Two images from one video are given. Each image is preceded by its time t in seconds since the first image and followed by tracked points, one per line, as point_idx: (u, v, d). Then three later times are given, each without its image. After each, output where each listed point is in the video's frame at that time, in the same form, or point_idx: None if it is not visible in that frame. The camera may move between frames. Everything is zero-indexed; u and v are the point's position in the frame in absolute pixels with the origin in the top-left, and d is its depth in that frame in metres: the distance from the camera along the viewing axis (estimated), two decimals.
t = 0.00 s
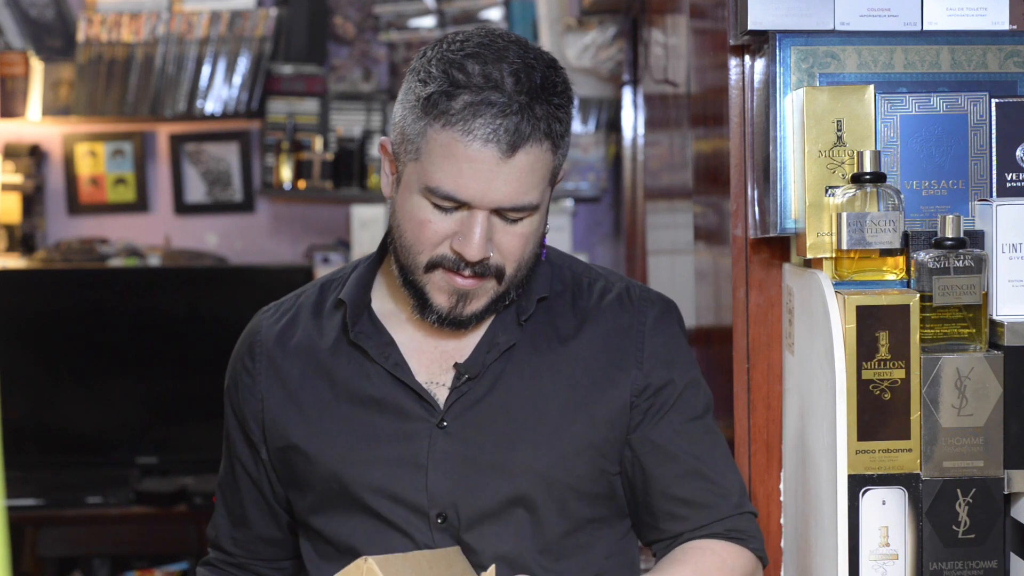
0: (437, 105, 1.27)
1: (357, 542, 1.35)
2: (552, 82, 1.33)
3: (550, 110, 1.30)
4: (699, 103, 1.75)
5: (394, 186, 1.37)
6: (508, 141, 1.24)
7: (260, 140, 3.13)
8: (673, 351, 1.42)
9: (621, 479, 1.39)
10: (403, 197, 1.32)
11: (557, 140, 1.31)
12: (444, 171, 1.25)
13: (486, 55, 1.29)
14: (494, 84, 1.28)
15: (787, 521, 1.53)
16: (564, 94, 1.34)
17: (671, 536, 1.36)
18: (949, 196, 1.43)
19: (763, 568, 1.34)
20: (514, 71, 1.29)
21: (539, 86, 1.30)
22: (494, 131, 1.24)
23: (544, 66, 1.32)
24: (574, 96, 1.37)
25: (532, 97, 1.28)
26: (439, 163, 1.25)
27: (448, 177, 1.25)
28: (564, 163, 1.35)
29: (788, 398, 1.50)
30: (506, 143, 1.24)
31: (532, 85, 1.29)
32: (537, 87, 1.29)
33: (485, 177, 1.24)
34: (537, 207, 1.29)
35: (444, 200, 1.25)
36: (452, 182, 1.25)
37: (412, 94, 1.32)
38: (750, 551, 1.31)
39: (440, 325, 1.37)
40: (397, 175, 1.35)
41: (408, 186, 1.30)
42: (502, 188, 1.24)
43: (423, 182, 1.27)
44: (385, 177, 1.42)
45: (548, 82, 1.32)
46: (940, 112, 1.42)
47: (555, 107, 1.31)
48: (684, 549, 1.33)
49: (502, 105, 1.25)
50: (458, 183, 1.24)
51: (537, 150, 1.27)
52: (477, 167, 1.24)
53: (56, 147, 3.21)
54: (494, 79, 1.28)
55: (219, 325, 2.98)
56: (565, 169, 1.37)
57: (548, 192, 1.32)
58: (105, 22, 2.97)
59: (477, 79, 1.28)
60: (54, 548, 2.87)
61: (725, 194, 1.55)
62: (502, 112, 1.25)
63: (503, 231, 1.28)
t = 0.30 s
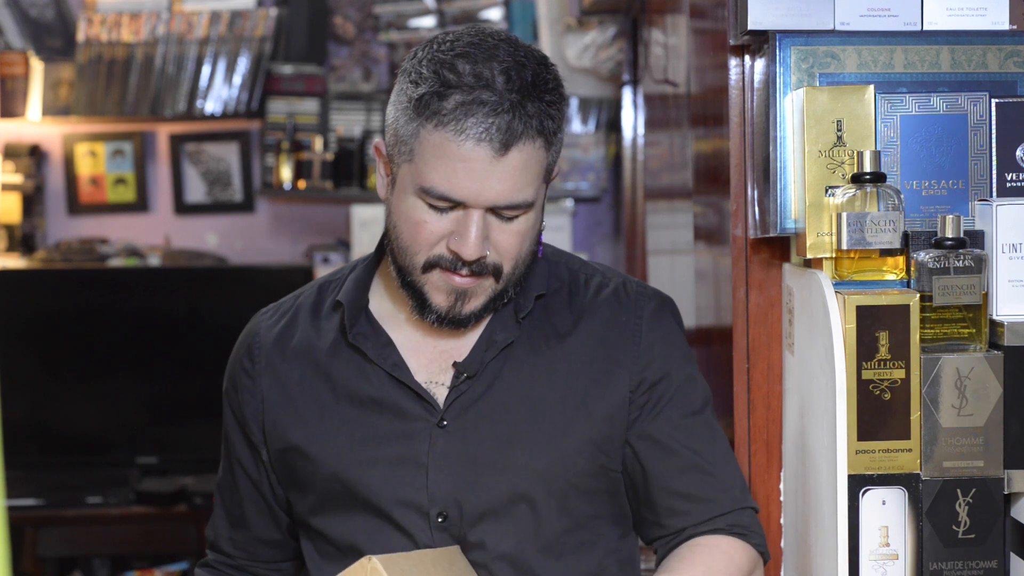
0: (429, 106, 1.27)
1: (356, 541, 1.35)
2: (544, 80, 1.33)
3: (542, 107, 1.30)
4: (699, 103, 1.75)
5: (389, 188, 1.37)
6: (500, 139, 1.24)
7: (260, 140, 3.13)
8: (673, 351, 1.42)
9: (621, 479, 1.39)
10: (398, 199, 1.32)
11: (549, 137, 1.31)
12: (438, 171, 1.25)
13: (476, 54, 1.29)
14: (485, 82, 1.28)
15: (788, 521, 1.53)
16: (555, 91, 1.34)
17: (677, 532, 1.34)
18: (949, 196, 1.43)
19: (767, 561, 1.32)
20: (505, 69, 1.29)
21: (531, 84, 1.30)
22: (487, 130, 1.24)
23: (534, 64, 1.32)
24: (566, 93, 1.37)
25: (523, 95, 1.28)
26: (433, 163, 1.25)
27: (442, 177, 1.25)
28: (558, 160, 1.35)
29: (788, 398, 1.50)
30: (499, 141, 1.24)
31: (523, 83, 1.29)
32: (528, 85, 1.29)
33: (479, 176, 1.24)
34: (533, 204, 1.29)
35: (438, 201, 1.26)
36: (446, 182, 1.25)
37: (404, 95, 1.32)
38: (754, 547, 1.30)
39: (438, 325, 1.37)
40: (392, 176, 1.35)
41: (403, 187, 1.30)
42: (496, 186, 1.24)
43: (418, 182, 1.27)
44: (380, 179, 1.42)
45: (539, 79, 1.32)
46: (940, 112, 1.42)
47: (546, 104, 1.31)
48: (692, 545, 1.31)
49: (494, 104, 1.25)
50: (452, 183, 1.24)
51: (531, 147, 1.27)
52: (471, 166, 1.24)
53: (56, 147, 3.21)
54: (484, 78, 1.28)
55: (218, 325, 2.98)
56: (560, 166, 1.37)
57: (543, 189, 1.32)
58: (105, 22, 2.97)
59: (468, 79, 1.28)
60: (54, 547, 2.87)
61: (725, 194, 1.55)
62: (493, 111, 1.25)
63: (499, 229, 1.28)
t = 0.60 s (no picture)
0: (425, 110, 1.27)
1: (356, 541, 1.35)
2: (540, 81, 1.32)
3: (538, 110, 1.30)
4: (699, 103, 1.75)
5: (387, 191, 1.37)
6: (497, 143, 1.24)
7: (260, 140, 3.13)
8: (673, 351, 1.42)
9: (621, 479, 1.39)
10: (395, 203, 1.32)
11: (546, 139, 1.31)
12: (435, 175, 1.25)
13: (471, 57, 1.29)
14: (481, 86, 1.28)
15: (788, 521, 1.53)
16: (551, 92, 1.34)
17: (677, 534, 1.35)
18: (949, 196, 1.43)
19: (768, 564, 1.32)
20: (500, 72, 1.29)
21: (527, 87, 1.30)
22: (483, 134, 1.24)
23: (530, 66, 1.32)
24: (563, 94, 1.37)
25: (519, 98, 1.28)
26: (430, 168, 1.25)
27: (439, 181, 1.25)
28: (556, 161, 1.35)
29: (788, 398, 1.50)
30: (495, 146, 1.24)
31: (519, 85, 1.29)
32: (524, 88, 1.29)
33: (476, 181, 1.24)
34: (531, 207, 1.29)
35: (436, 205, 1.26)
36: (443, 186, 1.25)
37: (400, 99, 1.32)
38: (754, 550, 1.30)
39: (438, 327, 1.37)
40: (389, 180, 1.35)
41: (400, 191, 1.30)
42: (494, 190, 1.24)
43: (415, 187, 1.27)
44: (378, 182, 1.42)
45: (535, 82, 1.32)
46: (940, 112, 1.42)
47: (543, 106, 1.31)
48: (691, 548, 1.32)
49: (490, 108, 1.25)
50: (449, 187, 1.25)
51: (527, 150, 1.27)
52: (468, 170, 1.24)
53: (56, 147, 3.21)
54: (480, 81, 1.28)
55: (218, 325, 2.98)
56: (557, 167, 1.37)
57: (541, 191, 1.32)
58: (105, 22, 2.97)
59: (464, 82, 1.28)
60: (54, 547, 2.87)
61: (725, 194, 1.55)
62: (490, 115, 1.25)
63: (497, 233, 1.28)
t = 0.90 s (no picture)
0: (425, 115, 1.27)
1: (356, 542, 1.35)
2: (540, 84, 1.32)
3: (539, 113, 1.29)
4: (699, 103, 1.75)
5: (387, 194, 1.37)
6: (499, 148, 1.24)
7: (260, 140, 3.13)
8: (672, 351, 1.42)
9: (620, 479, 1.39)
10: (396, 206, 1.32)
11: (547, 141, 1.31)
12: (437, 180, 1.25)
13: (471, 61, 1.29)
14: (482, 90, 1.28)
15: (788, 521, 1.53)
16: (552, 95, 1.34)
17: (679, 534, 1.35)
18: (949, 196, 1.43)
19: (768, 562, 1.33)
20: (501, 76, 1.29)
21: (528, 90, 1.30)
22: (485, 139, 1.24)
23: (530, 68, 1.32)
24: (563, 96, 1.37)
25: (520, 101, 1.28)
26: (431, 173, 1.25)
27: (440, 186, 1.25)
28: (557, 163, 1.35)
29: (788, 398, 1.50)
30: (497, 150, 1.24)
31: (519, 89, 1.29)
32: (525, 91, 1.29)
33: (478, 185, 1.24)
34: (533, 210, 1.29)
35: (437, 209, 1.26)
36: (444, 191, 1.25)
37: (400, 103, 1.32)
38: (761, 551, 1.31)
39: (439, 330, 1.37)
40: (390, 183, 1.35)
41: (401, 196, 1.30)
42: (496, 195, 1.24)
43: (416, 191, 1.27)
44: (378, 184, 1.42)
45: (536, 84, 1.32)
46: (940, 112, 1.42)
47: (543, 109, 1.30)
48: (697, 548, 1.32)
49: (491, 112, 1.25)
50: (451, 192, 1.24)
51: (529, 154, 1.27)
52: (470, 175, 1.24)
53: (56, 147, 3.21)
54: (481, 85, 1.28)
55: (218, 325, 2.98)
56: (558, 169, 1.37)
57: (543, 194, 1.32)
58: (105, 22, 2.97)
59: (465, 86, 1.28)
60: (54, 547, 2.87)
61: (725, 194, 1.55)
62: (491, 120, 1.25)
63: (499, 236, 1.28)
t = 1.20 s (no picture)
0: (428, 117, 1.27)
1: (356, 542, 1.35)
2: (543, 85, 1.32)
3: (542, 115, 1.29)
4: (699, 103, 1.76)
5: (389, 196, 1.37)
6: (502, 150, 1.24)
7: (260, 140, 3.13)
8: (673, 351, 1.42)
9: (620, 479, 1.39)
10: (398, 208, 1.32)
11: (550, 143, 1.31)
12: (440, 182, 1.25)
13: (474, 62, 1.29)
14: (485, 92, 1.28)
15: (788, 521, 1.53)
16: (555, 96, 1.34)
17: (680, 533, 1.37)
18: (949, 196, 1.43)
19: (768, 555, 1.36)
20: (504, 77, 1.29)
21: (530, 92, 1.30)
22: (488, 141, 1.23)
23: (533, 70, 1.32)
24: (566, 97, 1.37)
25: (523, 103, 1.28)
26: (434, 175, 1.25)
27: (443, 188, 1.25)
28: (559, 165, 1.35)
29: (788, 398, 1.50)
30: (500, 152, 1.24)
31: (522, 90, 1.29)
32: (528, 93, 1.29)
33: (481, 187, 1.24)
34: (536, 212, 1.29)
35: (440, 212, 1.26)
36: (447, 193, 1.25)
37: (403, 105, 1.32)
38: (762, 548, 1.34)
39: (441, 331, 1.37)
40: (392, 184, 1.35)
41: (403, 198, 1.30)
42: (500, 197, 1.24)
43: (419, 193, 1.27)
44: (379, 185, 1.42)
45: (539, 86, 1.32)
46: (940, 112, 1.42)
47: (546, 111, 1.30)
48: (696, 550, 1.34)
49: (494, 115, 1.25)
50: (454, 194, 1.24)
51: (532, 156, 1.27)
52: (473, 178, 1.24)
53: (56, 147, 3.21)
54: (483, 87, 1.28)
55: (218, 325, 2.98)
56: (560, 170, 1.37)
57: (545, 195, 1.32)
58: (105, 22, 2.97)
59: (467, 88, 1.28)
60: (54, 547, 2.87)
61: (725, 195, 1.55)
62: (494, 122, 1.25)
63: (501, 238, 1.28)
